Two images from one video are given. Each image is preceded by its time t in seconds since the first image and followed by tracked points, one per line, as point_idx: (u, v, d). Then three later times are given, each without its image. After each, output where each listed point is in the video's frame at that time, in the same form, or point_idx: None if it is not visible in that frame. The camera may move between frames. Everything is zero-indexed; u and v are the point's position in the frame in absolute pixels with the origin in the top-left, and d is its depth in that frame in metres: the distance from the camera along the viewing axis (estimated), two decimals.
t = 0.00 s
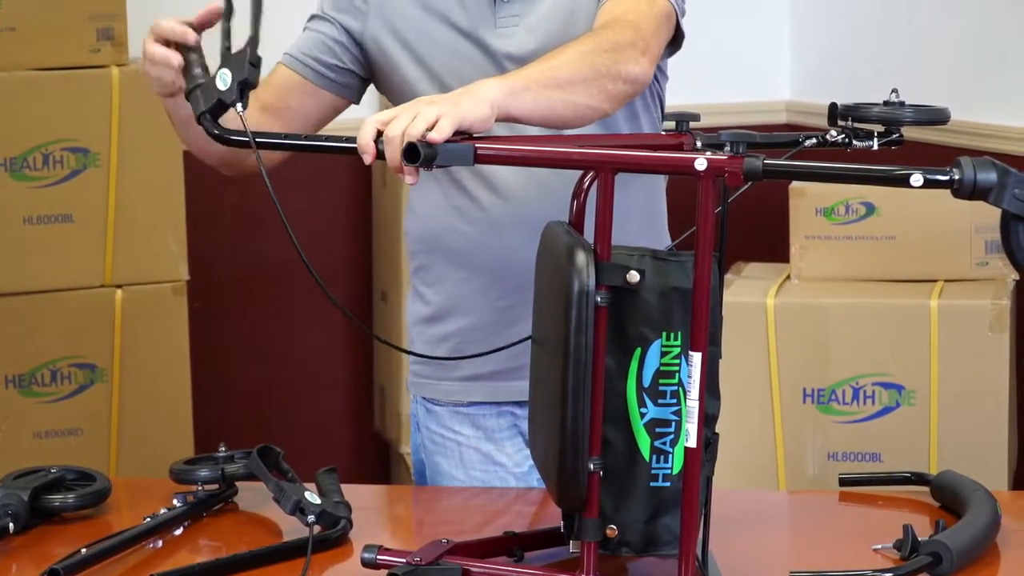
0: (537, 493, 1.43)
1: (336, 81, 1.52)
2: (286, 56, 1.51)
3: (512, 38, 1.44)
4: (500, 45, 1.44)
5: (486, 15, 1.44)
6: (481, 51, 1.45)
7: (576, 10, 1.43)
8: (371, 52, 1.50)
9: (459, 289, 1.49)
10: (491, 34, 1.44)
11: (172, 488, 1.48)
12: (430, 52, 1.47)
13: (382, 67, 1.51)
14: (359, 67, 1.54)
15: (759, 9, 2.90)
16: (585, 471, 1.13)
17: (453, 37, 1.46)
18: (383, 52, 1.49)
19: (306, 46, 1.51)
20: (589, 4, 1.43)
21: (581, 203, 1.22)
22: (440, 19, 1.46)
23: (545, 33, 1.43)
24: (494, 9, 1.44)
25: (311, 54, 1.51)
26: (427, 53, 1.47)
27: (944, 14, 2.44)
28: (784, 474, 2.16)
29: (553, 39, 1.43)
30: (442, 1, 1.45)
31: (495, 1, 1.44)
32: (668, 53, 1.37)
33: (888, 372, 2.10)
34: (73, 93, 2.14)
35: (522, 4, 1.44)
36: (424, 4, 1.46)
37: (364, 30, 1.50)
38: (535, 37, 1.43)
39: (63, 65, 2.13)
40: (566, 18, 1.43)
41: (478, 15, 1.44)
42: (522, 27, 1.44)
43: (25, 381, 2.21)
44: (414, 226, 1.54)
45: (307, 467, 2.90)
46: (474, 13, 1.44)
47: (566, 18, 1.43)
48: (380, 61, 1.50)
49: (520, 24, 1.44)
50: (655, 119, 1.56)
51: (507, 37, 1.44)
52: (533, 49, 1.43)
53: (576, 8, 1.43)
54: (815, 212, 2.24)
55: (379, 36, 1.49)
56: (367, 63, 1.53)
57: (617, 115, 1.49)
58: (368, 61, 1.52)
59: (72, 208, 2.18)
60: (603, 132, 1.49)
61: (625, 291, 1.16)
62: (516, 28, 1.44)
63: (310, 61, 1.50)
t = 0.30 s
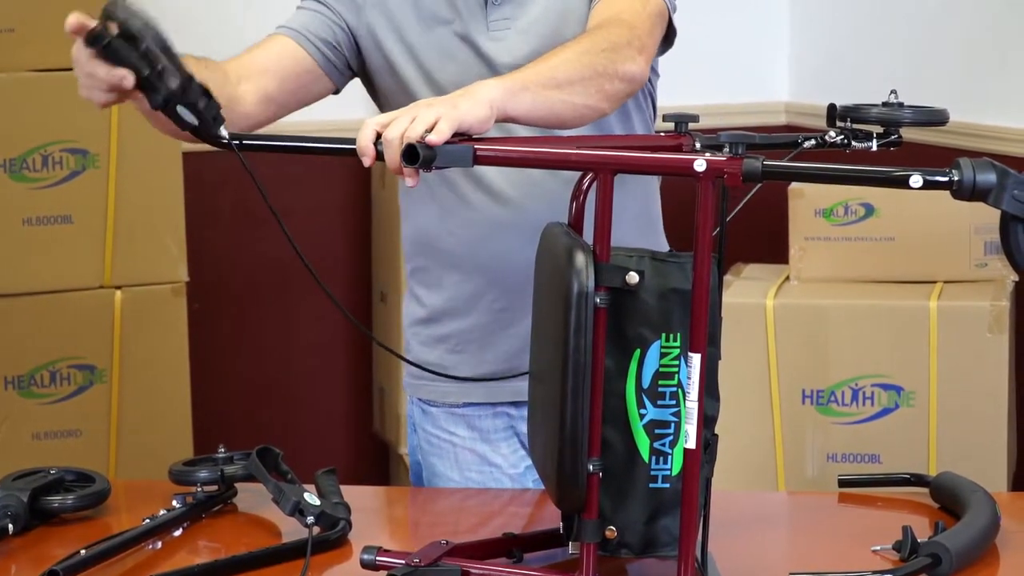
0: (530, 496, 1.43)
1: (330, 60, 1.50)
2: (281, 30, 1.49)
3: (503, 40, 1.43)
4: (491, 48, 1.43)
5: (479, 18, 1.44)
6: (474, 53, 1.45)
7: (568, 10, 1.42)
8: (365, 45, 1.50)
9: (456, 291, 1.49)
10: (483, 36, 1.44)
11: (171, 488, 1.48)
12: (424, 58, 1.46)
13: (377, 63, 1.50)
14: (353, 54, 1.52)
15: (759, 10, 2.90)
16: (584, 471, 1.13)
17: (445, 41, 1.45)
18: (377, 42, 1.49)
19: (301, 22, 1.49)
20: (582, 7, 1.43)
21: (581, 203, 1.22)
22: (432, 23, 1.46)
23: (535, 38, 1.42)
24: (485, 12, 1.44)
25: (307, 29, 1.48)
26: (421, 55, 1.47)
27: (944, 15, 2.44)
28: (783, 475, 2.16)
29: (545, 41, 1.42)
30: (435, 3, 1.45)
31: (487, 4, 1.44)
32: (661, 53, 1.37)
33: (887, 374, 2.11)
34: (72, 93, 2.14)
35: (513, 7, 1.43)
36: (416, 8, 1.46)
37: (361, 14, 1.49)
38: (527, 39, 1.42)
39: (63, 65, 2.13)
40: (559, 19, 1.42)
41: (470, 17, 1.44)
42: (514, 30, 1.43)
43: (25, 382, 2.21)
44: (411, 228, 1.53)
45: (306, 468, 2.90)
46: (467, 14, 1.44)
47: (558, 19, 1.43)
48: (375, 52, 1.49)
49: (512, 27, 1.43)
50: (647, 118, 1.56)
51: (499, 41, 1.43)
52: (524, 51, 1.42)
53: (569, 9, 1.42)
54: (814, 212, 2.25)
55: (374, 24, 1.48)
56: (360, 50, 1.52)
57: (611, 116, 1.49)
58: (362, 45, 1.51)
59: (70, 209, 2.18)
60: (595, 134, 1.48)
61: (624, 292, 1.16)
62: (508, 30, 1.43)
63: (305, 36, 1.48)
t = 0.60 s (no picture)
0: (530, 497, 1.42)
1: (330, 68, 1.49)
2: (279, 39, 1.49)
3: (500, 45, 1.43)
4: (488, 55, 1.43)
5: (476, 22, 1.44)
6: (471, 58, 1.45)
7: (564, 15, 1.42)
8: (363, 50, 1.49)
9: (453, 294, 1.49)
10: (479, 41, 1.44)
11: (171, 490, 1.48)
12: (421, 64, 1.46)
13: (373, 66, 1.50)
14: (353, 60, 1.51)
15: (759, 12, 2.90)
16: (584, 474, 1.13)
17: (442, 47, 1.46)
18: (371, 45, 1.48)
19: (298, 31, 1.49)
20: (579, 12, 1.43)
21: (581, 206, 1.22)
22: (429, 30, 1.46)
23: (534, 42, 1.42)
24: (481, 19, 1.44)
25: (304, 38, 1.48)
26: (417, 61, 1.46)
27: (944, 17, 2.44)
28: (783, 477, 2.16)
29: (543, 47, 1.42)
30: (433, 9, 1.45)
31: (484, 9, 1.44)
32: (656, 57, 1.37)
33: (888, 376, 2.11)
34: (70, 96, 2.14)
35: (511, 14, 1.43)
36: (413, 15, 1.46)
37: (358, 16, 1.48)
38: (524, 45, 1.42)
39: (63, 68, 2.13)
40: (556, 24, 1.42)
41: (467, 22, 1.44)
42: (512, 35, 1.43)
43: (25, 384, 2.21)
44: (407, 232, 1.53)
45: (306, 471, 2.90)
46: (464, 18, 1.44)
47: (554, 25, 1.43)
48: (372, 56, 1.49)
49: (510, 33, 1.43)
50: (642, 120, 1.55)
51: (495, 47, 1.43)
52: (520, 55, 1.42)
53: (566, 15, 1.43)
54: (814, 215, 2.25)
55: (371, 28, 1.48)
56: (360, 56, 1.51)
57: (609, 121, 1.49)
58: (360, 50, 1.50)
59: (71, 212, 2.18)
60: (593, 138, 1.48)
61: (624, 295, 1.16)
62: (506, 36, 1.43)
63: (301, 44, 1.48)
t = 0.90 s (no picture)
0: (537, 499, 1.42)
1: (331, 97, 1.55)
2: (277, 77, 1.53)
3: (504, 47, 1.43)
4: (492, 58, 1.43)
5: (479, 26, 1.44)
6: (474, 62, 1.45)
7: (566, 20, 1.42)
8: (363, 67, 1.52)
9: (456, 296, 1.49)
10: (483, 44, 1.44)
11: (176, 491, 1.48)
12: (427, 71, 1.47)
13: (374, 78, 1.51)
14: (356, 80, 1.55)
15: (764, 13, 2.90)
16: (590, 476, 1.13)
17: (446, 52, 1.46)
18: (372, 61, 1.50)
19: (297, 68, 1.53)
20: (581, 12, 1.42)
21: (587, 208, 1.23)
22: (432, 35, 1.46)
23: (539, 44, 1.42)
24: (484, 21, 1.44)
25: (304, 76, 1.52)
26: (423, 71, 1.47)
27: (949, 19, 2.43)
28: (790, 479, 2.16)
29: (546, 49, 1.42)
30: (434, 14, 1.45)
31: (487, 11, 1.43)
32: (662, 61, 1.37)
33: (895, 379, 2.10)
34: (76, 98, 2.14)
35: (514, 15, 1.43)
36: (414, 21, 1.46)
37: (356, 41, 1.50)
38: (527, 47, 1.42)
39: (69, 69, 2.13)
40: (558, 29, 1.42)
41: (469, 26, 1.44)
42: (516, 37, 1.43)
43: (32, 386, 2.21)
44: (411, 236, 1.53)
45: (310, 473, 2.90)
46: (465, 22, 1.44)
47: (558, 27, 1.42)
48: (372, 70, 1.51)
49: (513, 35, 1.43)
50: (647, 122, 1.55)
51: (500, 49, 1.43)
52: (522, 60, 1.42)
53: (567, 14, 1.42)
54: (820, 216, 2.24)
55: (370, 43, 1.49)
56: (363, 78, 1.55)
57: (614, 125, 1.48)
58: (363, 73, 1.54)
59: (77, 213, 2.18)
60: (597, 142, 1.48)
61: (630, 296, 1.16)
62: (509, 37, 1.43)
63: (302, 84, 1.52)
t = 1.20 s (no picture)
0: (553, 500, 1.42)
1: (360, 112, 1.57)
2: (303, 97, 1.56)
3: (518, 48, 1.42)
4: (505, 59, 1.42)
5: (491, 27, 1.43)
6: (488, 64, 1.44)
7: (578, 23, 1.41)
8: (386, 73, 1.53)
9: (471, 297, 1.48)
10: (495, 46, 1.43)
11: (192, 493, 1.48)
12: (442, 75, 1.46)
13: (393, 82, 1.51)
14: (381, 91, 1.57)
15: (780, 15, 2.90)
16: (606, 478, 1.13)
17: (461, 55, 1.45)
18: (392, 66, 1.50)
19: (321, 86, 1.55)
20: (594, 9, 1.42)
21: (602, 210, 1.23)
22: (444, 39, 1.46)
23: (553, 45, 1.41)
24: (497, 22, 1.43)
25: (328, 94, 1.55)
26: (438, 75, 1.46)
27: (966, 21, 2.43)
28: (805, 481, 2.16)
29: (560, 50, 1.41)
30: (448, 18, 1.45)
31: (499, 12, 1.43)
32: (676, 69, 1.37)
33: (911, 381, 2.10)
34: (92, 99, 2.14)
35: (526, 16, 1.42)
36: (429, 24, 1.46)
37: (375, 47, 1.51)
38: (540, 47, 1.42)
39: (85, 70, 2.13)
40: (571, 30, 1.41)
41: (482, 27, 1.43)
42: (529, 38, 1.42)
43: (47, 387, 2.22)
44: (427, 238, 1.53)
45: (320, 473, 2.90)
46: (478, 24, 1.44)
47: (570, 29, 1.42)
48: (391, 75, 1.51)
49: (525, 35, 1.42)
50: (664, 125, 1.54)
51: (511, 50, 1.42)
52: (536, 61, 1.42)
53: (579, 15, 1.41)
54: (836, 220, 2.23)
55: (388, 48, 1.49)
56: (390, 87, 1.56)
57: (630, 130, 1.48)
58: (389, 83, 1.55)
59: (93, 215, 2.18)
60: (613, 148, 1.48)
61: (646, 299, 1.15)
62: (522, 38, 1.42)
63: (327, 102, 1.55)
